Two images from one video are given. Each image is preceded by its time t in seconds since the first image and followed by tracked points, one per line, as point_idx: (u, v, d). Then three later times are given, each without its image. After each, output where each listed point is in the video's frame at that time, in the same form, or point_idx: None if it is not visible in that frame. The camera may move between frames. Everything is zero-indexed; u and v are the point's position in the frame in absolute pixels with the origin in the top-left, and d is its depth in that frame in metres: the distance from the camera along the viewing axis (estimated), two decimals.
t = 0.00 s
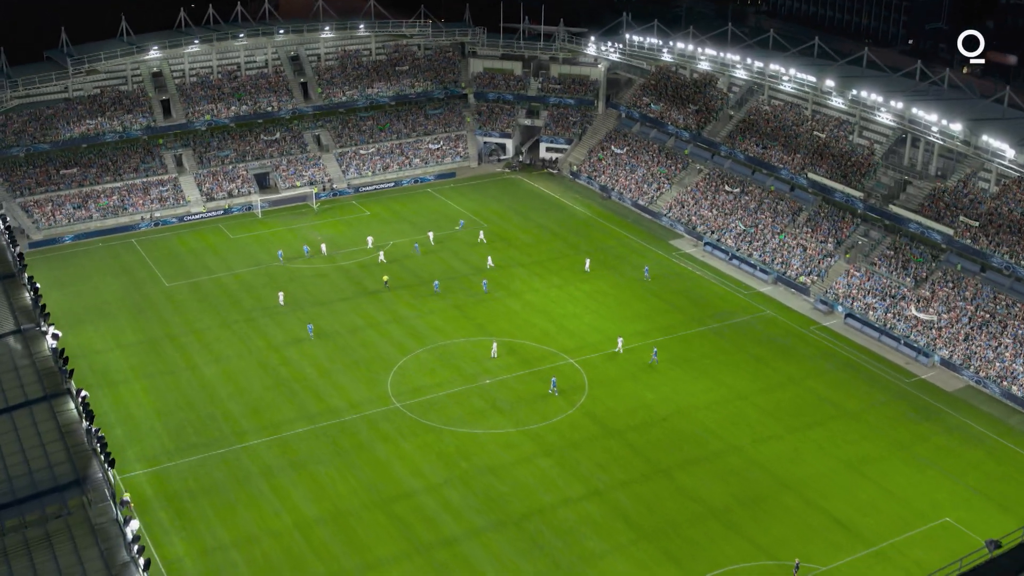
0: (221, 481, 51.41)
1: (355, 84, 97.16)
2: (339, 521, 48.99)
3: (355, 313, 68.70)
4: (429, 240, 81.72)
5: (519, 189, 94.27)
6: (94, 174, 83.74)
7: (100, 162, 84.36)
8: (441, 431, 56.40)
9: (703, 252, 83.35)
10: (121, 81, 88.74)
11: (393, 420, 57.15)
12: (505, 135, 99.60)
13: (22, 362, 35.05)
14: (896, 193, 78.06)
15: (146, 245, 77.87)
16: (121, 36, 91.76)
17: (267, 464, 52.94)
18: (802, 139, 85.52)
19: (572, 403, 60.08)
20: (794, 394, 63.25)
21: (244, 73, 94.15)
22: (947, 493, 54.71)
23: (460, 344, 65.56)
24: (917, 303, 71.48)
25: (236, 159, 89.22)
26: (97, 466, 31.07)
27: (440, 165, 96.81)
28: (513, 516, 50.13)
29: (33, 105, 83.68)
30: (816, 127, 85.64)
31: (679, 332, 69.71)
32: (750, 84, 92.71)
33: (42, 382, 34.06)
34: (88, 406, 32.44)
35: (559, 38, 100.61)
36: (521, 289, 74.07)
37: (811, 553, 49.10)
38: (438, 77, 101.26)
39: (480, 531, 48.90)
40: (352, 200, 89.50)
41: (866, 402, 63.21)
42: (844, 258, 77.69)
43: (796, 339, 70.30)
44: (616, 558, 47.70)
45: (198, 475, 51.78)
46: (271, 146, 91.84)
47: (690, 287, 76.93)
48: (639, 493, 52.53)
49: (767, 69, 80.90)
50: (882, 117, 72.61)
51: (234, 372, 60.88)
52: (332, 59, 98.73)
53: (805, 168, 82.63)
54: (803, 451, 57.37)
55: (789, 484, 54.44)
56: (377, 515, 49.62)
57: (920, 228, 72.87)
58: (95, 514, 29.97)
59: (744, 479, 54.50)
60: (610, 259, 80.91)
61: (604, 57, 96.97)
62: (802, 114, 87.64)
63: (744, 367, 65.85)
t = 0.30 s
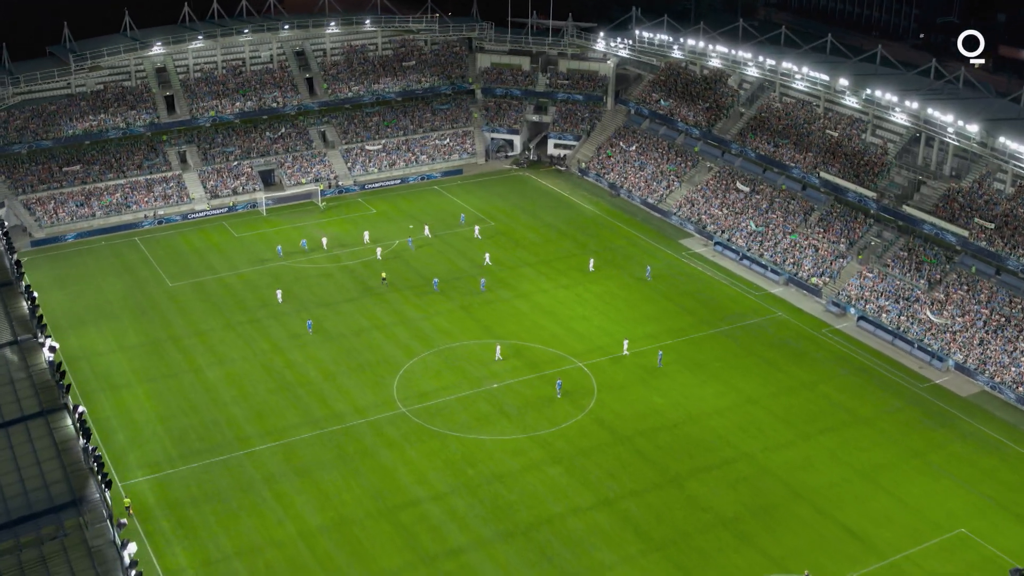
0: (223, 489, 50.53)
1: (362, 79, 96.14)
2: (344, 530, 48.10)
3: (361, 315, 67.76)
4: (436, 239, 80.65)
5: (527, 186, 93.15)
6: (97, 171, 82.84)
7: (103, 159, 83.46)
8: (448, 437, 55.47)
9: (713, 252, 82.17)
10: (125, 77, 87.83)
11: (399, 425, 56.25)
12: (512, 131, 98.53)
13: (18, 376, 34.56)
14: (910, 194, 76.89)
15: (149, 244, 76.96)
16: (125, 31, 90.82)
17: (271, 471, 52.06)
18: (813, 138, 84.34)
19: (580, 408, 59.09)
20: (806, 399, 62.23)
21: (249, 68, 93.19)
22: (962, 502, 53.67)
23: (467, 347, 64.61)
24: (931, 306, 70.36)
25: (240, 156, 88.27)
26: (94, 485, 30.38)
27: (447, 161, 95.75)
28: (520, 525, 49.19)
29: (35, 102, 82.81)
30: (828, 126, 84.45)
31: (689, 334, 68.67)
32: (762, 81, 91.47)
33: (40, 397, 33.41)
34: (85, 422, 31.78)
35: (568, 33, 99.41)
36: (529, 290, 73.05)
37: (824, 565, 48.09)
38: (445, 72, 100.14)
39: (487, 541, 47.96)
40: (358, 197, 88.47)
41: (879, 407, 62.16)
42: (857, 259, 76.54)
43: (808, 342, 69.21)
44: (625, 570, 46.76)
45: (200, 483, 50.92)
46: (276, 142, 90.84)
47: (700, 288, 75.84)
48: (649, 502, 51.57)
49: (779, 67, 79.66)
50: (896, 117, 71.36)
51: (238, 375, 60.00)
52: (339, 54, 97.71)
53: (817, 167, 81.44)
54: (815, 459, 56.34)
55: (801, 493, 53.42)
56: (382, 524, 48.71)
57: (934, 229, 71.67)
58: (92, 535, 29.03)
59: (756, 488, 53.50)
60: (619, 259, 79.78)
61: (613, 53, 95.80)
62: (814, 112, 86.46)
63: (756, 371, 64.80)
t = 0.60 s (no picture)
0: (226, 496, 49.79)
1: (367, 75, 95.20)
2: (348, 539, 47.35)
3: (366, 316, 66.95)
4: (442, 238, 79.74)
5: (534, 184, 92.14)
6: (100, 169, 82.09)
7: (106, 156, 82.70)
8: (454, 443, 54.66)
9: (723, 252, 81.17)
10: (128, 73, 87.08)
11: (404, 430, 55.45)
12: (519, 127, 97.35)
13: (15, 388, 34.08)
14: (922, 194, 75.81)
15: (152, 242, 76.18)
16: (129, 27, 90.05)
17: (275, 477, 51.31)
18: (824, 136, 83.28)
19: (588, 413, 58.22)
20: (817, 404, 61.30)
21: (254, 64, 92.20)
22: (977, 511, 52.70)
23: (473, 349, 63.78)
24: (944, 308, 69.35)
25: (245, 153, 87.44)
26: (91, 504, 29.54)
27: (453, 158, 94.80)
28: (527, 535, 48.35)
29: (37, 98, 82.07)
30: (840, 124, 83.39)
31: (698, 336, 67.74)
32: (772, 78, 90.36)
33: (37, 411, 32.88)
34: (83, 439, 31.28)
35: (576, 28, 98.34)
36: (536, 291, 72.17)
37: None
38: (452, 68, 99.14)
39: (494, 550, 47.16)
40: (364, 194, 87.58)
41: (891, 412, 61.18)
42: (868, 260, 75.53)
43: (818, 345, 68.26)
44: None
45: (203, 489, 50.19)
46: (281, 138, 89.97)
47: (709, 288, 74.87)
48: (658, 510, 50.72)
49: (791, 65, 78.55)
50: (910, 117, 70.26)
51: (241, 378, 59.23)
52: (344, 49, 96.78)
53: (828, 166, 80.37)
54: (827, 466, 55.43)
55: (813, 501, 52.54)
56: (387, 532, 47.94)
57: (947, 230, 70.62)
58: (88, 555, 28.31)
59: (767, 496, 52.63)
60: (627, 259, 78.82)
61: (622, 50, 94.72)
62: (825, 110, 85.34)
63: (767, 375, 63.86)
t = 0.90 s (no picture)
0: (229, 505, 48.92)
1: (373, 71, 94.04)
2: (353, 550, 46.46)
3: (372, 318, 65.97)
4: (449, 237, 78.68)
5: (542, 181, 90.99)
6: (103, 166, 81.20)
7: (110, 153, 81.81)
8: (461, 450, 53.71)
9: (733, 252, 79.97)
10: (132, 69, 86.24)
11: (410, 438, 54.50)
12: (527, 123, 96.06)
13: (10, 405, 33.57)
14: (936, 195, 74.51)
15: (155, 241, 75.26)
16: (132, 22, 89.13)
17: (278, 486, 50.41)
18: (837, 135, 81.98)
19: (598, 420, 57.22)
20: (830, 411, 60.19)
21: (259, 59, 91.11)
22: (994, 522, 51.55)
23: (480, 353, 62.79)
24: (959, 312, 68.12)
25: (249, 150, 86.43)
26: (87, 528, 28.98)
27: (460, 155, 93.65)
28: (535, 546, 47.41)
29: (39, 94, 81.29)
30: (853, 123, 82.07)
31: (708, 340, 66.64)
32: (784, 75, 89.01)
33: (34, 429, 32.32)
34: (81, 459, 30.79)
35: (584, 23, 96.99)
36: (544, 292, 71.11)
37: None
38: (459, 63, 97.87)
39: (501, 563, 46.24)
40: (369, 192, 86.51)
41: (905, 419, 60.04)
42: (881, 262, 74.29)
43: (831, 349, 67.12)
44: None
45: (205, 498, 49.32)
46: (286, 135, 88.93)
47: (720, 290, 73.72)
48: (668, 522, 49.74)
49: (804, 64, 77.25)
50: (925, 118, 68.96)
51: (244, 383, 58.31)
52: (350, 44, 95.65)
53: (840, 166, 79.08)
54: (841, 476, 54.35)
55: (827, 513, 51.49)
56: (393, 543, 47.03)
57: (962, 232, 69.34)
58: None
59: (779, 506, 51.60)
60: (636, 259, 77.68)
61: (631, 46, 93.36)
62: (838, 109, 84.00)
63: (779, 380, 62.78)
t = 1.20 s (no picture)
0: (231, 514, 48.18)
1: (379, 67, 93.10)
2: (357, 561, 45.72)
3: (377, 320, 65.18)
4: (455, 237, 77.83)
5: (549, 179, 90.08)
6: (105, 164, 80.45)
7: (112, 151, 81.06)
8: (467, 458, 52.92)
9: (743, 253, 78.96)
10: (135, 66, 85.46)
11: (415, 444, 53.72)
12: (534, 121, 95.34)
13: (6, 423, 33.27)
14: (949, 196, 73.41)
15: (158, 240, 74.49)
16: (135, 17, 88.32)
17: (282, 494, 49.68)
18: (848, 134, 80.90)
19: (606, 426, 56.38)
20: (842, 417, 59.29)
21: (263, 56, 90.23)
22: (1009, 533, 50.61)
23: (486, 357, 61.97)
24: (972, 316, 67.11)
25: (253, 147, 85.62)
26: (82, 551, 28.72)
27: (466, 152, 92.76)
28: (542, 558, 46.61)
29: (41, 92, 80.77)
30: (865, 122, 80.96)
31: (718, 344, 65.77)
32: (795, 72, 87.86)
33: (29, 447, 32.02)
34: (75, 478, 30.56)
35: (592, 20, 95.85)
36: (551, 294, 70.26)
37: None
38: (465, 59, 96.88)
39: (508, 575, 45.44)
40: (375, 190, 85.65)
41: (917, 426, 59.13)
42: (893, 264, 73.25)
43: (842, 353, 66.18)
44: None
45: (207, 506, 48.59)
46: (290, 132, 88.08)
47: (730, 292, 72.80)
48: (678, 532, 48.90)
49: (815, 63, 76.14)
50: (939, 120, 67.88)
51: (247, 387, 57.53)
52: (355, 40, 94.72)
53: (852, 166, 78.01)
54: (853, 485, 53.44)
55: (838, 523, 50.62)
56: (397, 554, 46.27)
57: (976, 235, 68.29)
58: None
59: (790, 516, 50.74)
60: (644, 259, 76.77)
61: (640, 42, 92.27)
62: (849, 107, 82.86)
63: (789, 386, 61.86)
